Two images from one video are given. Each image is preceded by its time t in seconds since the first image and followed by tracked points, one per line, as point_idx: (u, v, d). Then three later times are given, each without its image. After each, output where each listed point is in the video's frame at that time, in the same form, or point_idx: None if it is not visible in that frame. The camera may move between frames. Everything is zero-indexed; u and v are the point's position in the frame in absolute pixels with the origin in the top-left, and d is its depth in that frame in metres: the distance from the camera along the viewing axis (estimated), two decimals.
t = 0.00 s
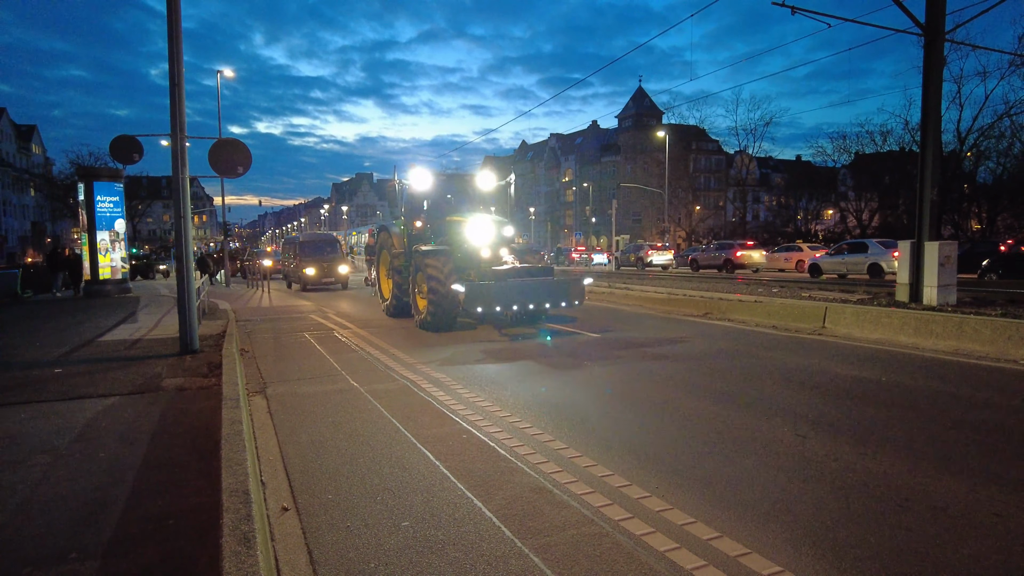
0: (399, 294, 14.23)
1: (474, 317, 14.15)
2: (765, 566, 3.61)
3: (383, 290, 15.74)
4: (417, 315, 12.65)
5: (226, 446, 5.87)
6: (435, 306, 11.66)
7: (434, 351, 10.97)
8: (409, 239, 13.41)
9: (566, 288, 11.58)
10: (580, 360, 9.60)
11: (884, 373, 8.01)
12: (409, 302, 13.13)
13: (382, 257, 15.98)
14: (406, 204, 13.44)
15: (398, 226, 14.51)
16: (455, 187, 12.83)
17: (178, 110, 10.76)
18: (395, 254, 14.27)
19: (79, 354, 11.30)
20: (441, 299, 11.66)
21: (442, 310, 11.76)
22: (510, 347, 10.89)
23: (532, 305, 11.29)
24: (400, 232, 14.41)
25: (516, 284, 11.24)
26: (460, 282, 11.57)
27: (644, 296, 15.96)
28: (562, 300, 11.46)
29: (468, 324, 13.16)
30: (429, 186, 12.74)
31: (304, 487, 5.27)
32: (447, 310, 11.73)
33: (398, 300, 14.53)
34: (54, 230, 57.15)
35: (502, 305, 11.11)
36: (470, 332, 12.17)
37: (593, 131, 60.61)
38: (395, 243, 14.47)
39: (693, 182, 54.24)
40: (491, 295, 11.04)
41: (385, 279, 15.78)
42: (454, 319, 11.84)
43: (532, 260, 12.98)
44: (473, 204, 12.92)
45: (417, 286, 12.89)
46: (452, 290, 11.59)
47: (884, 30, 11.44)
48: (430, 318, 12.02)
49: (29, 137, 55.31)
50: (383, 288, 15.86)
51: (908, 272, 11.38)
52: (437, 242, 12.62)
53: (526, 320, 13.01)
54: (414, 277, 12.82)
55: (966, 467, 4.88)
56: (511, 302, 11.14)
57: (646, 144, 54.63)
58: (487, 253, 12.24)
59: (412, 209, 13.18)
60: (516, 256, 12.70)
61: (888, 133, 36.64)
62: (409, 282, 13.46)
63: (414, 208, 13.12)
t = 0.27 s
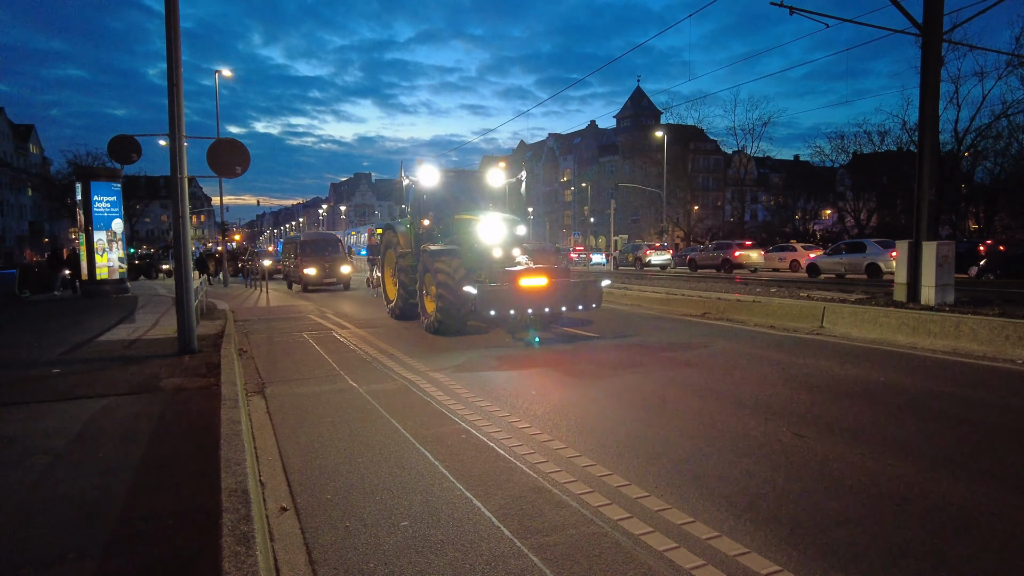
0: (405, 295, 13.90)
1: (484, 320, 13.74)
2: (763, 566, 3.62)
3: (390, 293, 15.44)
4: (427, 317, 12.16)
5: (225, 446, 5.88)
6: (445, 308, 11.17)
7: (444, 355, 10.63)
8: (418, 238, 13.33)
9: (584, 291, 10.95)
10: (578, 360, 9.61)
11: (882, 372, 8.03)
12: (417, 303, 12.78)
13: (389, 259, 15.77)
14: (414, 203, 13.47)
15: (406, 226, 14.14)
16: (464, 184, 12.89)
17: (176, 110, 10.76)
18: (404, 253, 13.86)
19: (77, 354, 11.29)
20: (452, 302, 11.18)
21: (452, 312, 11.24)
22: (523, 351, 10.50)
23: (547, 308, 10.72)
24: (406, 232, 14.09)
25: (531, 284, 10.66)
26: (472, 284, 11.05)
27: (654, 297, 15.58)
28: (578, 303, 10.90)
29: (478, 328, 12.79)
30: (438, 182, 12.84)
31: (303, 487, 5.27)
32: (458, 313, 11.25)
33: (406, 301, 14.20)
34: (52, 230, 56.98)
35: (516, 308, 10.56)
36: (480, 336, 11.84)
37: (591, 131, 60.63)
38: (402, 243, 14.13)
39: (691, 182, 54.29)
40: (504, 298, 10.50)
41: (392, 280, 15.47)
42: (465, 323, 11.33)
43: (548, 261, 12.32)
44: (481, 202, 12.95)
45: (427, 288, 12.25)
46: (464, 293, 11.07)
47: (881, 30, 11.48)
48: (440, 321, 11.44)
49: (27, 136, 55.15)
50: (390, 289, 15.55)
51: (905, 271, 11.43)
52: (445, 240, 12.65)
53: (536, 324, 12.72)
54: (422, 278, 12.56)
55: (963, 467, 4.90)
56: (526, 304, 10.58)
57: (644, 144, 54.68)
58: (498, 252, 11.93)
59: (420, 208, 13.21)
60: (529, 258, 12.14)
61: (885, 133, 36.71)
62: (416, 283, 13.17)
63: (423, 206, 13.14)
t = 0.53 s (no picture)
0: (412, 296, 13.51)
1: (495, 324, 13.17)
2: (760, 566, 3.63)
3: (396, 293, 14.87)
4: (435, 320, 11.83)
5: (222, 447, 5.87)
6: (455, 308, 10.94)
7: (455, 361, 10.09)
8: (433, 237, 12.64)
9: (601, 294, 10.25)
10: (576, 360, 9.60)
11: (878, 372, 8.05)
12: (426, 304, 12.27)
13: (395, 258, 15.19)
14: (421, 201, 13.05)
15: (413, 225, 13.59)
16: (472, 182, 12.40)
17: (174, 111, 10.75)
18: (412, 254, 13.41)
19: (74, 355, 11.25)
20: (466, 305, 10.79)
21: (462, 313, 10.96)
22: (537, 357, 9.93)
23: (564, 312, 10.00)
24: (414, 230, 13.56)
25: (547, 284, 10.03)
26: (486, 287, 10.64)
27: (669, 298, 15.03)
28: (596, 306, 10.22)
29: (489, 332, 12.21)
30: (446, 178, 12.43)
31: (300, 487, 5.27)
32: (469, 314, 10.97)
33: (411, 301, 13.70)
34: (49, 230, 56.89)
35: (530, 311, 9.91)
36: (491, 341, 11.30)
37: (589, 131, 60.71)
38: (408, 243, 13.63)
39: (689, 182, 54.33)
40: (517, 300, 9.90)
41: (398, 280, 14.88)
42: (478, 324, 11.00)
43: (559, 263, 11.98)
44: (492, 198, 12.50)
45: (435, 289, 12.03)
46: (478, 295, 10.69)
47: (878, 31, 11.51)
48: (449, 322, 11.21)
49: (24, 136, 54.99)
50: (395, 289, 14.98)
51: (902, 271, 11.46)
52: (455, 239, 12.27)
53: (550, 329, 12.10)
54: (431, 278, 12.06)
55: (959, 466, 4.92)
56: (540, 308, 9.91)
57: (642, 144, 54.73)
58: (513, 252, 11.42)
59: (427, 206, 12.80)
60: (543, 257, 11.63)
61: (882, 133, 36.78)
62: (424, 284, 12.69)
63: (430, 204, 12.72)
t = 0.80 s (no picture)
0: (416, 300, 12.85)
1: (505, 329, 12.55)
2: (758, 566, 3.63)
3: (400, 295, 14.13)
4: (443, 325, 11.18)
5: (219, 447, 5.87)
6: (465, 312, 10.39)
7: (466, 369, 9.53)
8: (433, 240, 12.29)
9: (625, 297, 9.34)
10: (573, 360, 9.59)
11: (874, 371, 8.08)
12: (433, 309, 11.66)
13: (400, 259, 14.49)
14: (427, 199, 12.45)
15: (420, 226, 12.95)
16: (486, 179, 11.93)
17: (170, 110, 10.72)
18: (419, 254, 12.72)
19: (70, 355, 11.22)
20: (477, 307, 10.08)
21: (473, 316, 10.36)
22: (553, 365, 9.33)
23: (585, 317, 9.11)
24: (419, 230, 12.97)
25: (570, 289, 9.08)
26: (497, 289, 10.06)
27: (687, 300, 14.34)
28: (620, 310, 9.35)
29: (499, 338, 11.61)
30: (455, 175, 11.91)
31: (297, 488, 5.27)
32: (479, 318, 10.34)
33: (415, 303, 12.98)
34: (45, 230, 56.71)
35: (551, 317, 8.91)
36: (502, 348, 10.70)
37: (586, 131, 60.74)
38: (412, 244, 13.00)
39: (686, 182, 54.38)
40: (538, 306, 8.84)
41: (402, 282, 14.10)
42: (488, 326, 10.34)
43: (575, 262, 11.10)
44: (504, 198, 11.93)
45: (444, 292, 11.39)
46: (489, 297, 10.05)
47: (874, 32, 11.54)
48: (459, 327, 10.59)
49: (19, 136, 54.81)
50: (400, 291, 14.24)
51: (899, 271, 11.50)
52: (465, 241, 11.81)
53: (565, 335, 11.41)
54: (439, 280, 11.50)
55: (955, 465, 4.94)
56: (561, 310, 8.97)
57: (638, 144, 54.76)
58: (526, 252, 11.02)
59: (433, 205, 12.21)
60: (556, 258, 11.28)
61: (878, 133, 36.86)
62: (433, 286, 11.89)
63: (437, 201, 12.08)
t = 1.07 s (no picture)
0: (420, 305, 12.31)
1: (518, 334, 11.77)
2: (754, 566, 3.63)
3: (406, 299, 13.50)
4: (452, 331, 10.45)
5: (215, 448, 5.85)
6: (477, 314, 9.64)
7: (481, 379, 8.89)
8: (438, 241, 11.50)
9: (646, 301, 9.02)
10: (570, 360, 9.58)
11: (870, 371, 8.09)
12: (442, 313, 10.89)
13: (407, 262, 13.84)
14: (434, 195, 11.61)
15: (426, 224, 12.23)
16: (497, 175, 11.15)
17: (165, 110, 10.69)
18: (425, 254, 11.99)
19: (65, 356, 11.17)
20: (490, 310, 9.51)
21: (486, 319, 9.65)
22: (572, 373, 8.82)
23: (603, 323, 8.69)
24: (425, 228, 12.21)
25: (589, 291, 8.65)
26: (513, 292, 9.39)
27: (708, 303, 13.63)
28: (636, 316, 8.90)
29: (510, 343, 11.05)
30: (463, 169, 11.04)
31: (293, 489, 5.25)
32: (492, 322, 9.71)
33: (419, 306, 12.39)
34: (40, 230, 56.47)
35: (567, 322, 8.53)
36: (517, 356, 9.99)
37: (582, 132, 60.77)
38: (417, 245, 12.31)
39: (682, 183, 54.44)
40: (552, 309, 8.42)
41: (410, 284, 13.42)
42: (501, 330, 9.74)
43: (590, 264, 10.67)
44: (516, 196, 11.19)
45: (453, 294, 10.71)
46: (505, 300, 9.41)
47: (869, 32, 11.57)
48: (470, 332, 9.92)
49: (14, 136, 54.60)
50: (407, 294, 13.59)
51: (894, 271, 11.55)
52: (475, 240, 10.95)
53: (579, 339, 10.93)
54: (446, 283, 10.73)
55: (952, 464, 4.96)
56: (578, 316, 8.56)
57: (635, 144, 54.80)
58: (539, 253, 10.12)
59: (440, 202, 11.33)
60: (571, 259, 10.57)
61: (873, 133, 36.96)
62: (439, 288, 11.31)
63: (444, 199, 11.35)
